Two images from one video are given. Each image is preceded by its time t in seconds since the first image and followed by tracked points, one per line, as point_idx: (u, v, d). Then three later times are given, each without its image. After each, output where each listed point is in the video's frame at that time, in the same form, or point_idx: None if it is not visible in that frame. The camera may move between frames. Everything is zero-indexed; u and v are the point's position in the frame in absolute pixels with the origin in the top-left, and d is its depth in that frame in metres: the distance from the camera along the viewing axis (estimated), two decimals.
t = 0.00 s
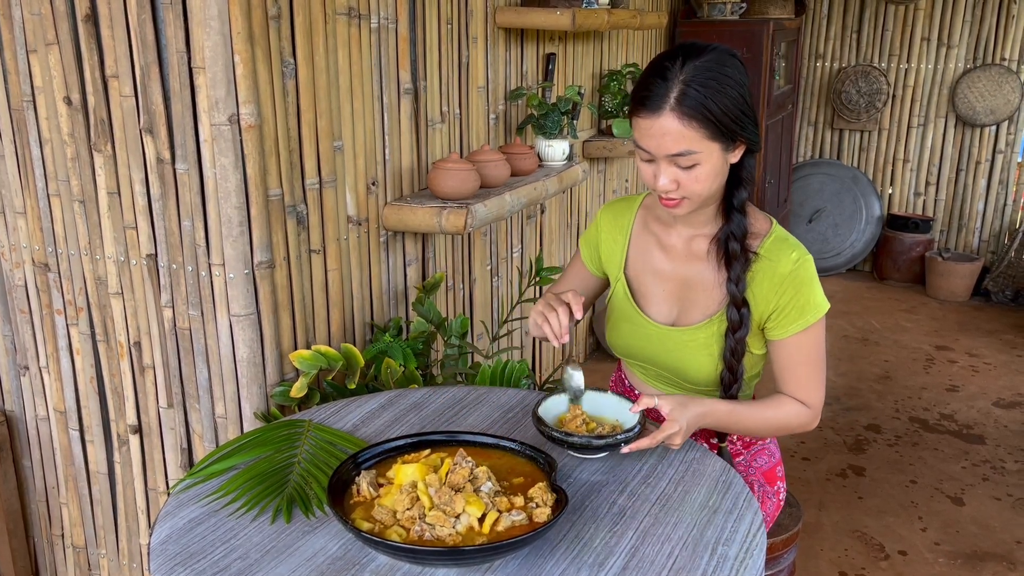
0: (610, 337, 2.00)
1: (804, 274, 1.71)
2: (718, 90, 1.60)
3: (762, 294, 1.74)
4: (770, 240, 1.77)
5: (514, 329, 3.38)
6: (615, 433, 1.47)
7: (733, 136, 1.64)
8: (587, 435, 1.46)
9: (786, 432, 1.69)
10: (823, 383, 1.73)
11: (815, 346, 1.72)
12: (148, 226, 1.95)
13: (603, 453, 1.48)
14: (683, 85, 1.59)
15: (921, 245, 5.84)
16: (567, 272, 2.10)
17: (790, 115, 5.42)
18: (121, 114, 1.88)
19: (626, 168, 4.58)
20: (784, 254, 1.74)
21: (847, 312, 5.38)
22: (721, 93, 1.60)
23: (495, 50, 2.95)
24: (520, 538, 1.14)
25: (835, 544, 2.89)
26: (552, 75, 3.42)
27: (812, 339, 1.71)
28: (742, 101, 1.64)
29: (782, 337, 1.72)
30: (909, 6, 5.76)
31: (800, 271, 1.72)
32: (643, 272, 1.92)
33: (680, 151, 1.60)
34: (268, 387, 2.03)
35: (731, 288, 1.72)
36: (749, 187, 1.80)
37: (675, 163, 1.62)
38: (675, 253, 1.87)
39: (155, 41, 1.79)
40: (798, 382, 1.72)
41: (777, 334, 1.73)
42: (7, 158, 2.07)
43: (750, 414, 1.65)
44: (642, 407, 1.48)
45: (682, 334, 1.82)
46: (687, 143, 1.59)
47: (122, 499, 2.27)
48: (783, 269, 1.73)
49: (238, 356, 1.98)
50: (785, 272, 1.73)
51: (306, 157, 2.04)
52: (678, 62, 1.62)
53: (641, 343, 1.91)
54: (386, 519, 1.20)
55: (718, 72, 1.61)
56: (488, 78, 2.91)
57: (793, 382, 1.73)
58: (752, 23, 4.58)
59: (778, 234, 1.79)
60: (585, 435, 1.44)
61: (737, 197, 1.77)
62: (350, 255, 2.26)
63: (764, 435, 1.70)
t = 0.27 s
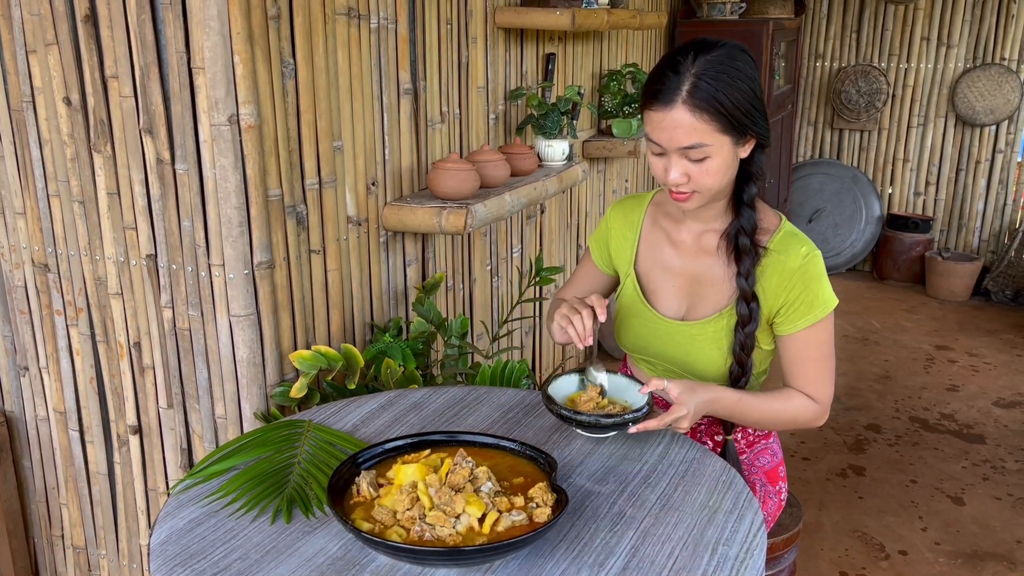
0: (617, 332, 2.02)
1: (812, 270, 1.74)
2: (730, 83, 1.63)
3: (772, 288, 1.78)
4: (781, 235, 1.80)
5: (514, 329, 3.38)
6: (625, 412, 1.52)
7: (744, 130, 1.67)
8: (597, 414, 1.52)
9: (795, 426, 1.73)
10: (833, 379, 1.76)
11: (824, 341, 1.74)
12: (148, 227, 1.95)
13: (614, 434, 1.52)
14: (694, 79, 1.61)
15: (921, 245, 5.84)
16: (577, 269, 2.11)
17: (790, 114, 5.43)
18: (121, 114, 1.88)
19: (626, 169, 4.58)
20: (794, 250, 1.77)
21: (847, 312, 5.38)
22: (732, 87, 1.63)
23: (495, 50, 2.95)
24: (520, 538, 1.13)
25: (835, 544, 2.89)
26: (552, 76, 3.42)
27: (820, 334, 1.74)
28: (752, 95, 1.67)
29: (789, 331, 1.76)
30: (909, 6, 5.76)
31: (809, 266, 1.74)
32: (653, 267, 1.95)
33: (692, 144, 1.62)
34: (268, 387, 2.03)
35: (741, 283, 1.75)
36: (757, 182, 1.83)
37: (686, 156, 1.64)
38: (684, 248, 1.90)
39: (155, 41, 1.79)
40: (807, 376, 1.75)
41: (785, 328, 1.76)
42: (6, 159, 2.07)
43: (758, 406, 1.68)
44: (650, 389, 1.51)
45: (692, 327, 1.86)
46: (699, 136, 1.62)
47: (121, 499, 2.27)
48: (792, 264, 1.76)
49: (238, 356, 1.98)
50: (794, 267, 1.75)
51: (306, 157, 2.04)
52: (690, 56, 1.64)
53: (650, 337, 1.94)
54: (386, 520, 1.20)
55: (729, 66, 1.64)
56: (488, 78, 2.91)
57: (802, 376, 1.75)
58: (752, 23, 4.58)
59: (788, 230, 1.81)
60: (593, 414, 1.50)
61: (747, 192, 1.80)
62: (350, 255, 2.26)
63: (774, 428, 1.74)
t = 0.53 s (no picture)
0: (621, 329, 2.02)
1: (817, 267, 1.74)
2: (739, 81, 1.64)
3: (777, 286, 1.77)
4: (785, 233, 1.80)
5: (514, 329, 3.38)
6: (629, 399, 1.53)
7: (752, 127, 1.67)
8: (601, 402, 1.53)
9: (800, 423, 1.73)
10: (839, 378, 1.76)
11: (830, 339, 1.74)
12: (148, 227, 1.95)
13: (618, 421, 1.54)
14: (704, 76, 1.61)
15: (921, 245, 5.84)
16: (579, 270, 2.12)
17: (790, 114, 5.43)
18: (121, 115, 1.88)
19: (625, 168, 4.58)
20: (798, 247, 1.77)
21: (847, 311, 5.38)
22: (742, 84, 1.64)
23: (495, 50, 2.95)
24: (521, 539, 1.13)
25: (836, 544, 2.89)
26: (552, 76, 3.42)
27: (825, 331, 1.74)
28: (761, 93, 1.68)
29: (795, 329, 1.76)
30: (908, 6, 5.76)
31: (814, 263, 1.75)
32: (657, 263, 1.96)
33: (701, 141, 1.62)
34: (268, 388, 2.03)
35: (746, 280, 1.75)
36: (763, 180, 1.83)
37: (694, 153, 1.64)
38: (690, 245, 1.91)
39: (155, 41, 1.79)
40: (813, 374, 1.75)
41: (790, 325, 1.77)
42: (6, 160, 2.07)
43: (764, 402, 1.68)
44: (656, 379, 1.53)
45: (696, 323, 1.86)
46: (707, 133, 1.62)
47: (121, 500, 2.27)
48: (797, 261, 1.76)
49: (238, 357, 1.97)
50: (799, 264, 1.76)
51: (305, 157, 2.04)
52: (699, 55, 1.65)
53: (654, 333, 1.94)
54: (387, 520, 1.20)
55: (738, 64, 1.65)
56: (488, 79, 2.91)
57: (807, 374, 1.75)
58: (751, 23, 4.58)
59: (792, 228, 1.81)
60: (593, 401, 1.51)
61: (753, 189, 1.80)
62: (350, 255, 2.26)
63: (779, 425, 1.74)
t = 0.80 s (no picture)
0: (620, 328, 2.03)
1: (817, 267, 1.74)
2: (739, 82, 1.64)
3: (775, 286, 1.78)
4: (785, 234, 1.80)
5: (513, 329, 3.38)
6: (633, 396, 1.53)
7: (753, 128, 1.67)
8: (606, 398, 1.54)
9: (799, 423, 1.73)
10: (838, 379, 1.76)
11: (829, 339, 1.75)
12: (148, 228, 1.95)
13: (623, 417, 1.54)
14: (705, 77, 1.62)
15: (921, 245, 5.85)
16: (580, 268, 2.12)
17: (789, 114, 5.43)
18: (120, 116, 1.88)
19: (625, 169, 4.58)
20: (798, 248, 1.77)
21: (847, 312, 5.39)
22: (742, 85, 1.64)
23: (494, 50, 2.95)
24: (521, 538, 1.13)
25: (835, 544, 2.89)
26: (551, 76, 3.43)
27: (824, 332, 1.74)
28: (761, 94, 1.68)
29: (794, 329, 1.76)
30: (908, 6, 5.77)
31: (812, 264, 1.75)
32: (657, 263, 1.96)
33: (701, 142, 1.62)
34: (268, 388, 2.04)
35: (745, 280, 1.76)
36: (764, 180, 1.83)
37: (694, 154, 1.64)
38: (689, 244, 1.91)
39: (154, 42, 1.79)
40: (811, 373, 1.75)
41: (789, 326, 1.77)
42: (6, 161, 2.07)
43: (763, 401, 1.69)
44: (659, 377, 1.53)
45: (694, 323, 1.86)
46: (708, 134, 1.62)
47: (121, 501, 2.27)
48: (796, 261, 1.76)
49: (238, 358, 1.98)
50: (798, 265, 1.76)
51: (306, 157, 2.04)
52: (700, 56, 1.65)
53: (652, 332, 1.94)
54: (387, 520, 1.20)
55: (739, 65, 1.65)
56: (487, 79, 2.92)
57: (806, 374, 1.75)
58: (751, 23, 4.58)
59: (792, 228, 1.81)
60: (601, 397, 1.52)
61: (753, 190, 1.80)
62: (350, 256, 2.26)
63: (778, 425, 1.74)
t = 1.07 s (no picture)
0: (619, 328, 2.03)
1: (814, 268, 1.74)
2: (737, 83, 1.64)
3: (773, 286, 1.78)
4: (783, 234, 1.81)
5: (513, 330, 3.39)
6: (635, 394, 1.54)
7: (751, 129, 1.68)
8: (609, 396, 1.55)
9: (796, 423, 1.74)
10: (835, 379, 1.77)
11: (826, 340, 1.75)
12: (147, 229, 1.96)
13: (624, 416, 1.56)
14: (703, 78, 1.62)
15: (920, 245, 5.85)
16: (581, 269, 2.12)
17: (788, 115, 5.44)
18: (120, 117, 1.88)
19: (624, 169, 4.59)
20: (795, 248, 1.78)
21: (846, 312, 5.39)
22: (740, 86, 1.64)
23: (493, 51, 2.96)
24: (520, 538, 1.14)
25: (834, 544, 2.90)
26: (550, 77, 3.43)
27: (822, 332, 1.74)
28: (759, 95, 1.68)
29: (790, 330, 1.76)
30: (906, 7, 5.77)
31: (810, 265, 1.75)
32: (655, 263, 1.97)
33: (700, 143, 1.63)
34: (268, 389, 2.04)
35: (743, 280, 1.77)
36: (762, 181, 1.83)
37: (693, 155, 1.65)
38: (687, 244, 1.92)
39: (154, 44, 1.80)
40: (808, 374, 1.76)
41: (786, 326, 1.77)
42: (6, 162, 2.08)
43: (760, 401, 1.69)
44: (659, 376, 1.53)
45: (692, 323, 1.87)
46: (706, 135, 1.63)
47: (121, 502, 2.27)
48: (793, 262, 1.77)
49: (238, 359, 1.98)
50: (795, 265, 1.76)
51: (305, 159, 2.04)
52: (698, 57, 1.66)
53: (649, 332, 1.95)
54: (386, 520, 1.21)
55: (737, 66, 1.65)
56: (486, 80, 2.92)
57: (803, 374, 1.76)
58: (750, 24, 4.59)
59: (790, 229, 1.82)
60: (604, 397, 1.52)
61: (752, 191, 1.81)
62: (350, 257, 2.27)
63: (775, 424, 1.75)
